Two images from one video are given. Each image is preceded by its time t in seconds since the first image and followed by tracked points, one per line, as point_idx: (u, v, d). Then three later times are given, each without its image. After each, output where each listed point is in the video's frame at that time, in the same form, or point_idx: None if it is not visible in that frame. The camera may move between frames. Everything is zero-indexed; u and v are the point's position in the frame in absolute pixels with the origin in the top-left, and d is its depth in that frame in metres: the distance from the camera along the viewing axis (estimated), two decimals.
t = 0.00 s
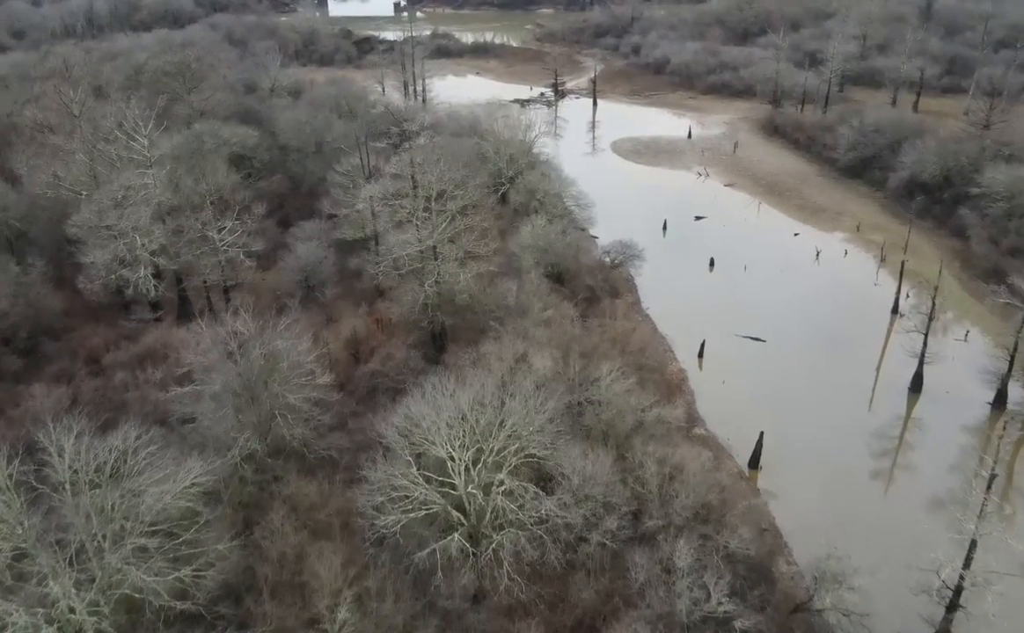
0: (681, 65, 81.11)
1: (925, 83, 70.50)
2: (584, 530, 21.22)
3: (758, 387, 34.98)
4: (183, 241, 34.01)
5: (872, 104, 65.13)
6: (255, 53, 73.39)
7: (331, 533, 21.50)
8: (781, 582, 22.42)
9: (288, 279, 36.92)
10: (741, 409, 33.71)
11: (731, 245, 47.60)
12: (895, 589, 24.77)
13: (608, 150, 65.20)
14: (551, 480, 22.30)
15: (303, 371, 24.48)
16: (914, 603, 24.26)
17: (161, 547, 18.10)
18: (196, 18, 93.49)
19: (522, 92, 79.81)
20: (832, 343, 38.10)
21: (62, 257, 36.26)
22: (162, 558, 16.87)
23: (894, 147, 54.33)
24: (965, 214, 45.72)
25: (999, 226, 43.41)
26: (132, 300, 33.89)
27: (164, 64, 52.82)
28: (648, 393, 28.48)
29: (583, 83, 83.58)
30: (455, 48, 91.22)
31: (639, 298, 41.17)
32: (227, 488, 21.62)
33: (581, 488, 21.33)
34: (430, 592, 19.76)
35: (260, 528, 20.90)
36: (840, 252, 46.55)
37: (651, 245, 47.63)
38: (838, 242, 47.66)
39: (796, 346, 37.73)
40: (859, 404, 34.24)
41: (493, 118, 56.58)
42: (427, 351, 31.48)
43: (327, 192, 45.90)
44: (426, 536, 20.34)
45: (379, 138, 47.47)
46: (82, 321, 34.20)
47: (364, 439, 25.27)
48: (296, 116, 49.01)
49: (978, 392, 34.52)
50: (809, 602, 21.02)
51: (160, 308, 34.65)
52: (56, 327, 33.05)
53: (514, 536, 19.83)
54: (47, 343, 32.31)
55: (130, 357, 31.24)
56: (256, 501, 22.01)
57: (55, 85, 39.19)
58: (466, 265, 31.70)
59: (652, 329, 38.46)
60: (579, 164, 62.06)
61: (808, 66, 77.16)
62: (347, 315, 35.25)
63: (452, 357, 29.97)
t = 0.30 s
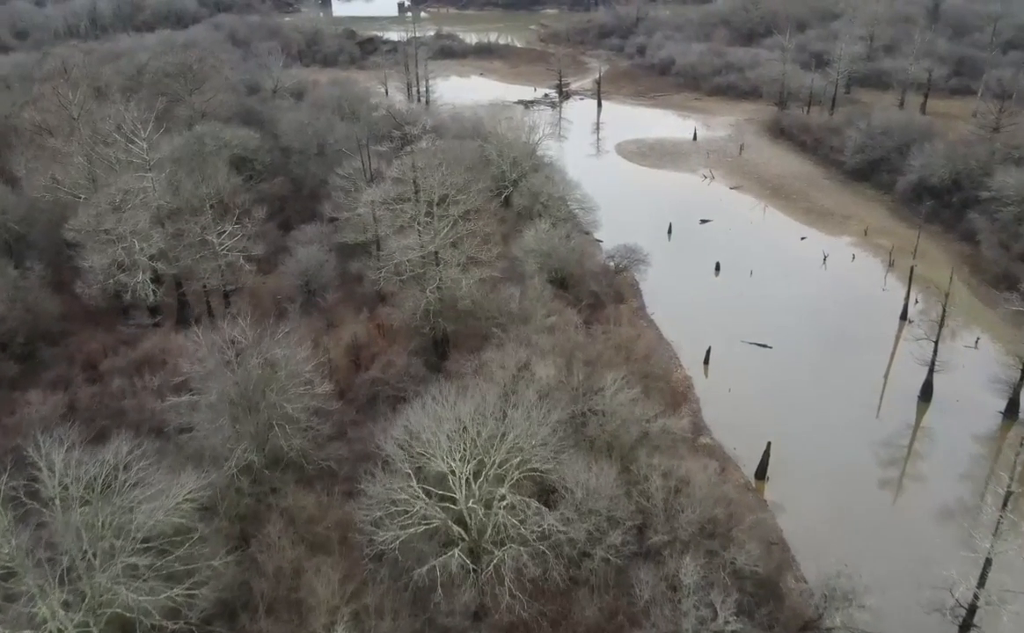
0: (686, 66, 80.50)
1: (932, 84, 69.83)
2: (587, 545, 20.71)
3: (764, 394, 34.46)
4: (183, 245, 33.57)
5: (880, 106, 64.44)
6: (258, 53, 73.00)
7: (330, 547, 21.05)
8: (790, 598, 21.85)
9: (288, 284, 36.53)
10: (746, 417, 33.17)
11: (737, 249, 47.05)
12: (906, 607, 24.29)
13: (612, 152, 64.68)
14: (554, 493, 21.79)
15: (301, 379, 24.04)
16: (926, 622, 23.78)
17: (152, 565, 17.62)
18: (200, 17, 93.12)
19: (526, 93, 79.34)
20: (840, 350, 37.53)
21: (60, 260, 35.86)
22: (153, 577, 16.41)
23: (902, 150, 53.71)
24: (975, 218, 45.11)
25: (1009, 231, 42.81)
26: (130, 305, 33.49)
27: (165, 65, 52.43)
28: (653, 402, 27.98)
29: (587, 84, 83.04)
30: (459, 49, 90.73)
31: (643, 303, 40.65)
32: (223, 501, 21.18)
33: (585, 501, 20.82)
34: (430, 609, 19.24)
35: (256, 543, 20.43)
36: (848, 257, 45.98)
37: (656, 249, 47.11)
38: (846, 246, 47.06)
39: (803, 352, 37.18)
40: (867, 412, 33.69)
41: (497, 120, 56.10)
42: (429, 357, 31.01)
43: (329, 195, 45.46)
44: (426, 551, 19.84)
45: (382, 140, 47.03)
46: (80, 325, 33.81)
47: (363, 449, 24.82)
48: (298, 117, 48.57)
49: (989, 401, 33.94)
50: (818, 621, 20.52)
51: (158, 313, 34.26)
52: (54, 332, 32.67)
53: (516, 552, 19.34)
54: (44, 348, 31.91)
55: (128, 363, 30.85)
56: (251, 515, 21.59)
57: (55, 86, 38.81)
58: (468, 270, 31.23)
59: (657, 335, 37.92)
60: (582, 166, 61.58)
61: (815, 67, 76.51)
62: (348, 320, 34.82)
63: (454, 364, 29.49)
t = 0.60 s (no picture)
0: (692, 67, 79.94)
1: (940, 86, 69.13)
2: (591, 561, 20.22)
3: (772, 403, 33.90)
4: (182, 250, 33.17)
5: (887, 108, 63.78)
6: (261, 54, 72.60)
7: (327, 562, 20.58)
8: (799, 614, 21.29)
9: (288, 288, 36.13)
10: (754, 426, 32.62)
11: (743, 253, 46.47)
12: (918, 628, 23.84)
13: (617, 154, 64.16)
14: (557, 507, 21.32)
15: (300, 389, 23.62)
16: None
17: (142, 585, 17.18)
18: (203, 18, 92.86)
19: (530, 95, 78.89)
20: (848, 357, 36.96)
21: (59, 264, 35.51)
22: (144, 597, 15.96)
23: (910, 153, 53.12)
24: (985, 222, 44.49)
25: (1020, 236, 42.19)
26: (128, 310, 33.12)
27: (167, 67, 52.04)
28: (658, 413, 27.48)
29: (592, 85, 82.50)
30: (463, 49, 90.25)
31: (648, 309, 40.16)
32: (218, 516, 20.77)
33: (588, 516, 20.39)
34: (429, 627, 18.70)
35: (252, 559, 19.99)
36: (855, 261, 45.40)
37: (662, 253, 46.57)
38: (853, 251, 46.49)
39: (811, 360, 36.61)
40: (876, 421, 33.12)
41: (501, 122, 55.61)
42: (430, 365, 30.54)
43: (331, 198, 45.02)
44: (426, 568, 19.37)
45: (384, 143, 46.59)
46: (79, 330, 33.42)
47: (362, 460, 24.36)
48: (300, 119, 48.17)
49: (1000, 410, 33.35)
50: None
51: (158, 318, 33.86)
52: (52, 337, 32.31)
53: (518, 569, 18.86)
54: (42, 354, 31.54)
55: (126, 369, 30.47)
56: (247, 530, 21.16)
57: (54, 88, 38.47)
58: (470, 276, 30.77)
59: (663, 341, 37.38)
60: (587, 169, 61.14)
61: (821, 69, 75.87)
62: (348, 326, 34.38)
63: (456, 372, 29.01)
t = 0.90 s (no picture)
0: (697, 69, 79.41)
1: (948, 88, 68.43)
2: (595, 579, 19.61)
3: (779, 412, 33.37)
4: (181, 256, 32.74)
5: (895, 110, 63.15)
6: (264, 55, 72.24)
7: (324, 577, 20.09)
8: None
9: (289, 294, 35.75)
10: (760, 436, 32.06)
11: (749, 258, 45.94)
12: None
13: (622, 157, 63.68)
14: (560, 523, 20.77)
15: (299, 399, 23.16)
16: None
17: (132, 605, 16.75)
18: (207, 19, 92.64)
19: (534, 96, 78.46)
20: (857, 364, 36.40)
21: (57, 269, 35.15)
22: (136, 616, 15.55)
23: (918, 156, 52.48)
24: (995, 227, 43.85)
25: None
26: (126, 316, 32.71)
27: (168, 68, 51.68)
28: (664, 424, 26.95)
29: (596, 87, 81.99)
30: (467, 51, 89.82)
31: (653, 315, 39.63)
32: (213, 531, 20.37)
33: (591, 531, 19.95)
34: None
35: (248, 574, 19.53)
36: (863, 266, 44.84)
37: (667, 258, 46.07)
38: (860, 256, 45.94)
39: (818, 368, 36.09)
40: (885, 430, 32.55)
41: (505, 124, 55.20)
42: (431, 373, 30.10)
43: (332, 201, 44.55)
44: (425, 585, 18.80)
45: (388, 146, 46.17)
46: (76, 335, 33.00)
47: (362, 471, 23.89)
48: (302, 122, 47.77)
49: (1012, 420, 32.79)
50: None
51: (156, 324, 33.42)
52: (49, 343, 31.92)
53: (520, 587, 18.22)
54: (39, 360, 31.17)
55: (123, 376, 30.09)
56: (243, 544, 20.71)
57: (54, 90, 38.12)
58: (472, 282, 30.22)
59: (668, 349, 36.87)
60: (591, 171, 60.67)
61: (828, 70, 75.23)
62: (349, 331, 33.95)
63: (457, 380, 28.53)
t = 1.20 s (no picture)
0: (702, 71, 78.85)
1: (957, 90, 67.75)
2: (599, 597, 19.03)
3: (786, 422, 32.79)
4: (179, 261, 32.31)
5: (902, 113, 62.52)
6: (267, 56, 71.89)
7: (321, 594, 19.63)
8: None
9: (290, 299, 35.38)
10: (767, 445, 31.50)
11: (754, 263, 45.40)
12: None
13: (626, 160, 63.18)
14: (563, 541, 20.26)
15: (298, 410, 22.74)
16: None
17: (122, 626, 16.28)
18: (210, 20, 92.40)
19: (538, 98, 78.01)
20: (865, 372, 35.82)
21: (56, 273, 34.80)
22: None
23: (927, 160, 51.88)
24: (1005, 232, 43.25)
25: None
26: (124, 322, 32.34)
27: (169, 70, 51.33)
28: (669, 436, 26.47)
29: (601, 89, 81.48)
30: (471, 52, 89.38)
31: (658, 321, 39.07)
32: (209, 546, 19.95)
33: (594, 547, 19.47)
34: None
35: (242, 591, 19.11)
36: (870, 272, 44.25)
37: (671, 263, 45.53)
38: (868, 261, 45.35)
39: (826, 376, 35.50)
40: (894, 440, 31.96)
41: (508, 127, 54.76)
42: (433, 381, 29.63)
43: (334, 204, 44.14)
44: (424, 604, 18.17)
45: (390, 149, 45.74)
46: (74, 340, 32.61)
47: (361, 483, 23.43)
48: (304, 124, 47.38)
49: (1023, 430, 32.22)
50: None
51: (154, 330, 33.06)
52: (46, 349, 31.53)
53: (522, 607, 17.61)
54: (36, 365, 30.79)
55: (121, 383, 29.69)
56: (238, 559, 20.26)
57: (54, 93, 37.79)
58: (475, 289, 29.75)
59: (673, 355, 36.32)
60: (595, 174, 60.23)
61: (835, 72, 74.59)
62: (350, 337, 33.55)
63: (459, 389, 28.06)
